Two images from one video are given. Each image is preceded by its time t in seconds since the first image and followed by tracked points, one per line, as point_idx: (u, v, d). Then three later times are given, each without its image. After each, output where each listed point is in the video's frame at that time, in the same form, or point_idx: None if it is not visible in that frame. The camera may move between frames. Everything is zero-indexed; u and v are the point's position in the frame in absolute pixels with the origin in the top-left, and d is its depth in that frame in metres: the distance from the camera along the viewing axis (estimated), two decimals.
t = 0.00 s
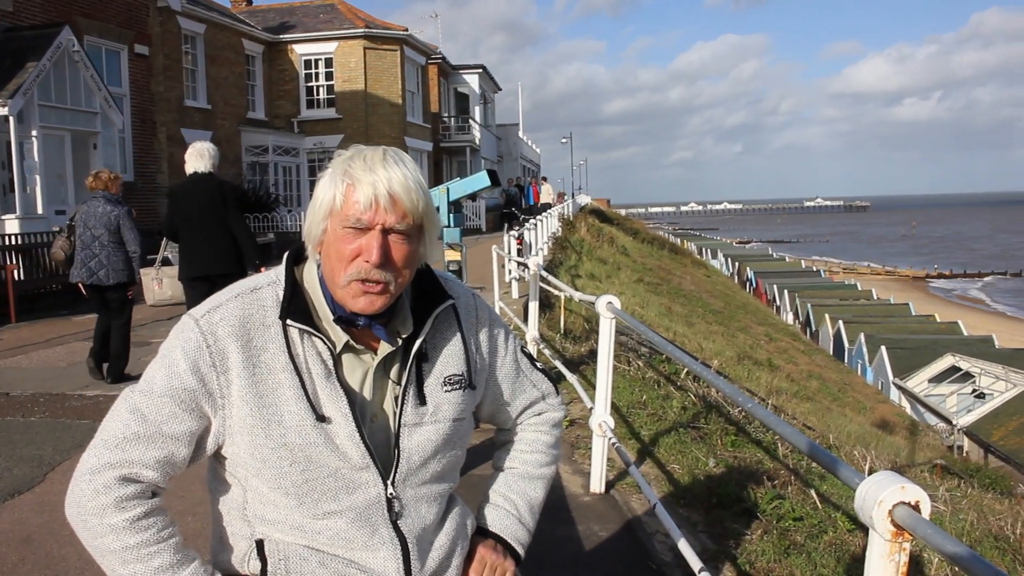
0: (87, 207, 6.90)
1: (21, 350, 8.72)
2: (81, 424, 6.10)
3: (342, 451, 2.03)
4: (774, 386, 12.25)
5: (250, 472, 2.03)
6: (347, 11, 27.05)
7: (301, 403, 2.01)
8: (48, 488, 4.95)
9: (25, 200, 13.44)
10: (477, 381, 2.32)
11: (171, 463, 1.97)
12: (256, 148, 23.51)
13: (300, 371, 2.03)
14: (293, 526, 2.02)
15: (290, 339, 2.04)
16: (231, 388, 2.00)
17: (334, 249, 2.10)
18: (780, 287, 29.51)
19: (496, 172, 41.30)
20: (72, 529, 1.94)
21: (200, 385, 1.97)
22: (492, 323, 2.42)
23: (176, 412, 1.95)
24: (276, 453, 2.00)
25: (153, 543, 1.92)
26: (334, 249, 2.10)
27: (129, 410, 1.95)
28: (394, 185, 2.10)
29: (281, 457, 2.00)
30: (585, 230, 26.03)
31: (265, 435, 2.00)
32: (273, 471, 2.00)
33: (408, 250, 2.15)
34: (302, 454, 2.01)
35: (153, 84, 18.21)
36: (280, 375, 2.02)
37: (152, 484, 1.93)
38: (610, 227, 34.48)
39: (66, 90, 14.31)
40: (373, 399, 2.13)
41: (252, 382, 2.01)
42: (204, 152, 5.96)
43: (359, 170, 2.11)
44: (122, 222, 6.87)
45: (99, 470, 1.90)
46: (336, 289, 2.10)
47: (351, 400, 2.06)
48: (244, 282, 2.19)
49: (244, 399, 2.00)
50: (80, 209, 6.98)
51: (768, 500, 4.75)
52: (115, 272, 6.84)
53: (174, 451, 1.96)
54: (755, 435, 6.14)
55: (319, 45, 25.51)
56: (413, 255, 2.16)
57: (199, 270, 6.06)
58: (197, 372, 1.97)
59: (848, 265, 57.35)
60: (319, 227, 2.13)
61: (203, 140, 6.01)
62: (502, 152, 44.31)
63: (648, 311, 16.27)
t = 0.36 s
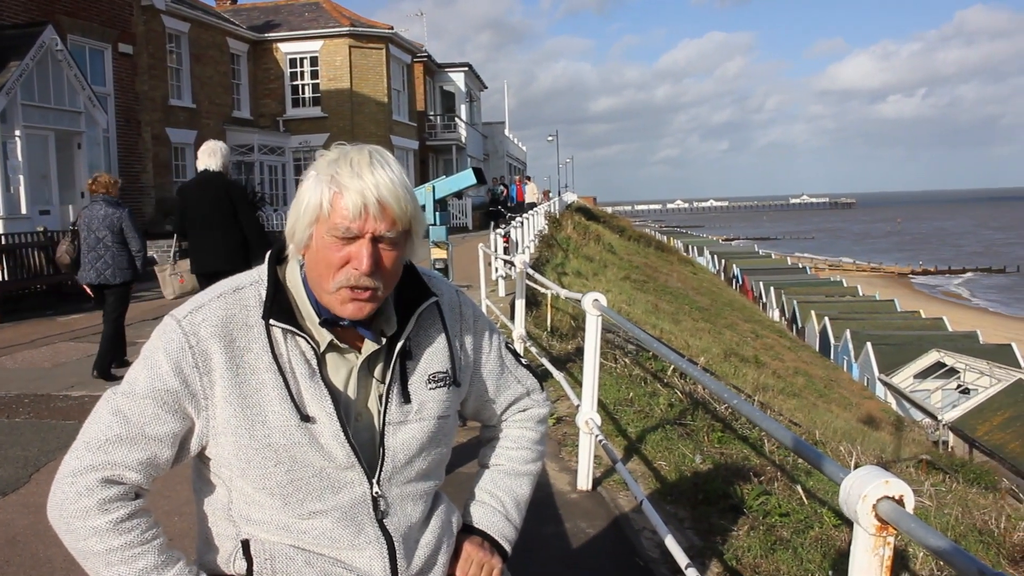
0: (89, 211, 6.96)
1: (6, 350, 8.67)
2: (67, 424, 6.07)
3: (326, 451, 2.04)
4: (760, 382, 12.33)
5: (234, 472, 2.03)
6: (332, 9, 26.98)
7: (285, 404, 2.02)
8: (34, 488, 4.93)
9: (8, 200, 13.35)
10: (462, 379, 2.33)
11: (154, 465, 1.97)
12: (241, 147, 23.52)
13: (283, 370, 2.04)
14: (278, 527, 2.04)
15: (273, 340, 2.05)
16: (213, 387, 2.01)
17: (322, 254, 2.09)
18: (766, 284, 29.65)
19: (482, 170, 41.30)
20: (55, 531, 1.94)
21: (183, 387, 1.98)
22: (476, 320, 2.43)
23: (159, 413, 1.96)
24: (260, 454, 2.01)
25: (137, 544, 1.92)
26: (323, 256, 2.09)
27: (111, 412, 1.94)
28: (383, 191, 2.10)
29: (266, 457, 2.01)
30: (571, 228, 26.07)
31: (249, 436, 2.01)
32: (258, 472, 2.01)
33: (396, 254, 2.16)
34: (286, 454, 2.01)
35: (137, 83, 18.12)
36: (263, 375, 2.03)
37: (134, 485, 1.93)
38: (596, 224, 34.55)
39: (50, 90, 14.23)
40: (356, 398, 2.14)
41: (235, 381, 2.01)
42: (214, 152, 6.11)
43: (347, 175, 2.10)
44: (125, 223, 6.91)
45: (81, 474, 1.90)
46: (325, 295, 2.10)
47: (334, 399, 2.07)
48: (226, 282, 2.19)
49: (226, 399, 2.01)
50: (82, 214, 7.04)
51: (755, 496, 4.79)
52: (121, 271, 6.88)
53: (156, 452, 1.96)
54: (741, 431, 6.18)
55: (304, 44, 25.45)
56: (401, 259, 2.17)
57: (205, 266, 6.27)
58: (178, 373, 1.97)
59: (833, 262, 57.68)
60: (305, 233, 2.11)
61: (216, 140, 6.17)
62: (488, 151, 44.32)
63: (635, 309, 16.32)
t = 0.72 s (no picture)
0: (91, 204, 7.25)
1: None
2: (53, 426, 6.04)
3: (310, 453, 2.04)
4: (748, 381, 12.38)
5: (218, 473, 2.04)
6: (319, 9, 26.92)
7: (270, 406, 2.03)
8: (19, 491, 4.90)
9: None
10: (446, 378, 2.34)
11: (138, 468, 1.98)
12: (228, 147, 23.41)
13: (268, 373, 2.04)
14: (263, 529, 2.05)
15: (257, 343, 2.05)
16: (197, 390, 2.01)
17: (325, 270, 2.06)
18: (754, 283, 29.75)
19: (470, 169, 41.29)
20: (38, 536, 1.94)
21: (166, 390, 1.98)
22: (459, 319, 2.44)
23: (142, 417, 1.96)
24: (244, 456, 2.02)
25: (121, 548, 1.93)
26: (323, 273, 2.06)
27: (95, 415, 1.95)
28: (384, 205, 2.08)
29: (250, 459, 2.02)
30: (559, 228, 26.08)
31: (233, 437, 2.01)
32: (243, 474, 2.02)
33: (393, 265, 2.16)
34: (271, 456, 2.02)
35: (123, 83, 18.02)
36: (247, 377, 2.04)
37: (119, 489, 1.94)
38: (584, 223, 34.59)
39: (35, 90, 14.15)
40: (341, 399, 2.15)
41: (219, 385, 2.02)
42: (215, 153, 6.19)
43: (347, 190, 2.06)
44: (124, 217, 7.18)
45: (66, 480, 1.90)
46: (323, 309, 2.09)
47: (319, 401, 2.08)
48: (209, 284, 2.19)
49: (210, 401, 2.01)
50: (85, 207, 7.32)
51: (743, 495, 4.82)
52: (120, 262, 7.20)
53: (140, 455, 1.96)
54: (729, 430, 6.20)
55: (291, 43, 25.38)
56: (396, 269, 2.17)
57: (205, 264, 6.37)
58: (162, 376, 1.98)
59: (821, 260, 57.89)
60: (303, 250, 2.07)
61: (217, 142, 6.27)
62: (476, 150, 44.30)
63: (623, 308, 16.35)
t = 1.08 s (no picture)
0: (107, 209, 7.29)
1: None
2: (40, 429, 6.01)
3: (299, 450, 2.05)
4: (736, 383, 12.43)
5: (207, 473, 2.04)
6: (307, 10, 26.88)
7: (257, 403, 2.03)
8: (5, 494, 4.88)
9: None
10: (432, 376, 2.36)
11: (125, 468, 1.98)
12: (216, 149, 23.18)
13: (254, 370, 2.05)
14: (252, 529, 2.05)
15: (244, 340, 2.06)
16: (184, 389, 2.01)
17: (298, 260, 2.09)
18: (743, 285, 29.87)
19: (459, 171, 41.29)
20: (24, 539, 1.93)
21: (153, 389, 1.98)
22: (445, 316, 2.46)
23: (128, 416, 1.96)
24: (232, 454, 2.02)
25: (109, 549, 1.93)
26: (298, 263, 2.09)
27: (82, 414, 1.95)
28: (354, 194, 2.11)
29: (238, 458, 2.02)
30: (548, 230, 26.11)
31: (221, 436, 2.02)
32: (231, 472, 2.02)
33: (369, 256, 2.18)
34: (259, 453, 2.03)
35: (111, 84, 17.95)
36: (234, 375, 2.04)
37: (106, 488, 1.94)
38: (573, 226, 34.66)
39: (22, 92, 14.09)
40: (328, 397, 2.15)
41: (206, 383, 2.02)
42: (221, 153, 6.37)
43: (316, 180, 2.10)
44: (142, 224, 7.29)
45: (52, 479, 1.90)
46: (300, 301, 2.11)
47: (307, 398, 2.08)
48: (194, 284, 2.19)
49: (197, 400, 2.01)
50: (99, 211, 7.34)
51: (731, 496, 4.84)
52: (135, 267, 7.29)
53: (127, 455, 1.97)
54: (717, 432, 6.23)
55: (280, 45, 25.34)
56: (374, 260, 2.19)
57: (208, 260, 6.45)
58: (148, 375, 1.98)
59: (809, 262, 58.14)
60: (276, 241, 2.11)
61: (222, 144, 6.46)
62: (464, 152, 44.32)
63: (611, 310, 16.41)
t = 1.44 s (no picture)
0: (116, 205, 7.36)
1: None
2: (27, 429, 5.99)
3: (284, 456, 2.06)
4: (725, 382, 12.47)
5: (192, 480, 2.05)
6: (296, 9, 26.80)
7: (240, 409, 2.04)
8: None
9: None
10: (418, 375, 2.37)
11: (107, 477, 1.98)
12: (204, 148, 23.10)
13: (236, 376, 2.05)
14: (239, 534, 2.06)
15: (225, 347, 2.06)
16: (166, 397, 2.01)
17: (269, 263, 2.10)
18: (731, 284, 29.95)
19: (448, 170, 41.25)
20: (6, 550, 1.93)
21: (134, 398, 1.97)
22: (430, 315, 2.47)
23: (109, 425, 1.96)
24: (217, 462, 2.02)
25: (93, 557, 1.93)
26: (270, 266, 2.10)
27: (62, 423, 1.94)
28: (320, 196, 2.11)
29: (223, 465, 2.03)
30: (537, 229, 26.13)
31: (204, 444, 2.02)
32: (217, 480, 2.03)
33: (343, 255, 2.19)
34: (243, 461, 2.04)
35: (99, 83, 17.86)
36: (217, 382, 2.04)
37: (87, 498, 1.94)
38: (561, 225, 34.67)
39: (9, 91, 14.01)
40: (312, 402, 2.16)
41: (188, 391, 2.02)
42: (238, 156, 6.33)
43: (282, 183, 2.11)
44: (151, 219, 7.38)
45: (33, 489, 1.89)
46: (275, 304, 2.11)
47: (291, 404, 2.09)
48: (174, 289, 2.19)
49: (181, 407, 2.01)
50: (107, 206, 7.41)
51: (719, 495, 4.87)
52: (145, 259, 7.41)
53: (109, 463, 1.97)
54: (706, 431, 6.26)
55: (269, 44, 25.27)
56: (348, 260, 2.20)
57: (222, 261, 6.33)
58: (129, 384, 1.97)
59: (797, 262, 58.33)
60: (247, 244, 2.12)
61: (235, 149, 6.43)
62: (453, 152, 44.28)
63: (600, 309, 16.43)
